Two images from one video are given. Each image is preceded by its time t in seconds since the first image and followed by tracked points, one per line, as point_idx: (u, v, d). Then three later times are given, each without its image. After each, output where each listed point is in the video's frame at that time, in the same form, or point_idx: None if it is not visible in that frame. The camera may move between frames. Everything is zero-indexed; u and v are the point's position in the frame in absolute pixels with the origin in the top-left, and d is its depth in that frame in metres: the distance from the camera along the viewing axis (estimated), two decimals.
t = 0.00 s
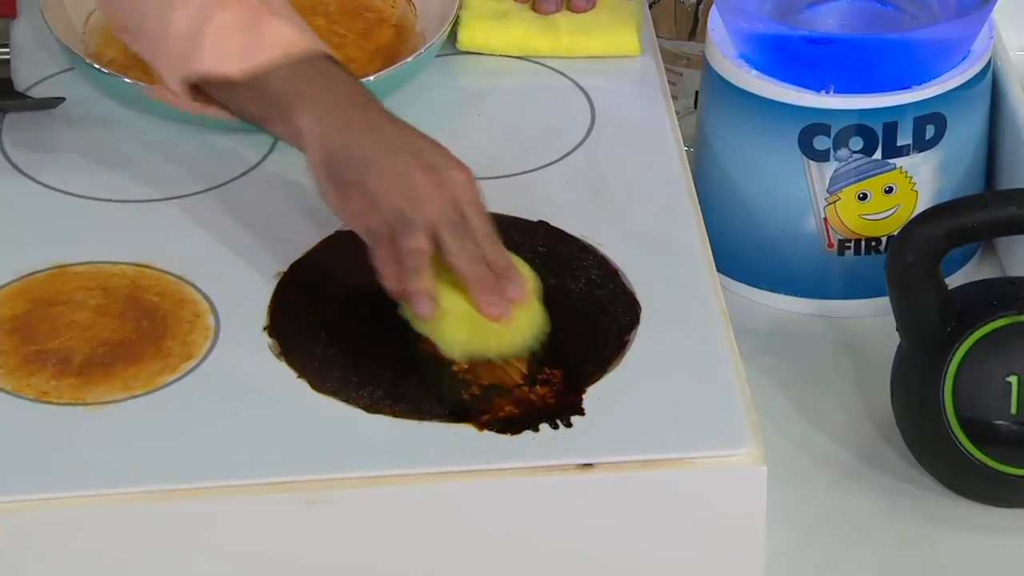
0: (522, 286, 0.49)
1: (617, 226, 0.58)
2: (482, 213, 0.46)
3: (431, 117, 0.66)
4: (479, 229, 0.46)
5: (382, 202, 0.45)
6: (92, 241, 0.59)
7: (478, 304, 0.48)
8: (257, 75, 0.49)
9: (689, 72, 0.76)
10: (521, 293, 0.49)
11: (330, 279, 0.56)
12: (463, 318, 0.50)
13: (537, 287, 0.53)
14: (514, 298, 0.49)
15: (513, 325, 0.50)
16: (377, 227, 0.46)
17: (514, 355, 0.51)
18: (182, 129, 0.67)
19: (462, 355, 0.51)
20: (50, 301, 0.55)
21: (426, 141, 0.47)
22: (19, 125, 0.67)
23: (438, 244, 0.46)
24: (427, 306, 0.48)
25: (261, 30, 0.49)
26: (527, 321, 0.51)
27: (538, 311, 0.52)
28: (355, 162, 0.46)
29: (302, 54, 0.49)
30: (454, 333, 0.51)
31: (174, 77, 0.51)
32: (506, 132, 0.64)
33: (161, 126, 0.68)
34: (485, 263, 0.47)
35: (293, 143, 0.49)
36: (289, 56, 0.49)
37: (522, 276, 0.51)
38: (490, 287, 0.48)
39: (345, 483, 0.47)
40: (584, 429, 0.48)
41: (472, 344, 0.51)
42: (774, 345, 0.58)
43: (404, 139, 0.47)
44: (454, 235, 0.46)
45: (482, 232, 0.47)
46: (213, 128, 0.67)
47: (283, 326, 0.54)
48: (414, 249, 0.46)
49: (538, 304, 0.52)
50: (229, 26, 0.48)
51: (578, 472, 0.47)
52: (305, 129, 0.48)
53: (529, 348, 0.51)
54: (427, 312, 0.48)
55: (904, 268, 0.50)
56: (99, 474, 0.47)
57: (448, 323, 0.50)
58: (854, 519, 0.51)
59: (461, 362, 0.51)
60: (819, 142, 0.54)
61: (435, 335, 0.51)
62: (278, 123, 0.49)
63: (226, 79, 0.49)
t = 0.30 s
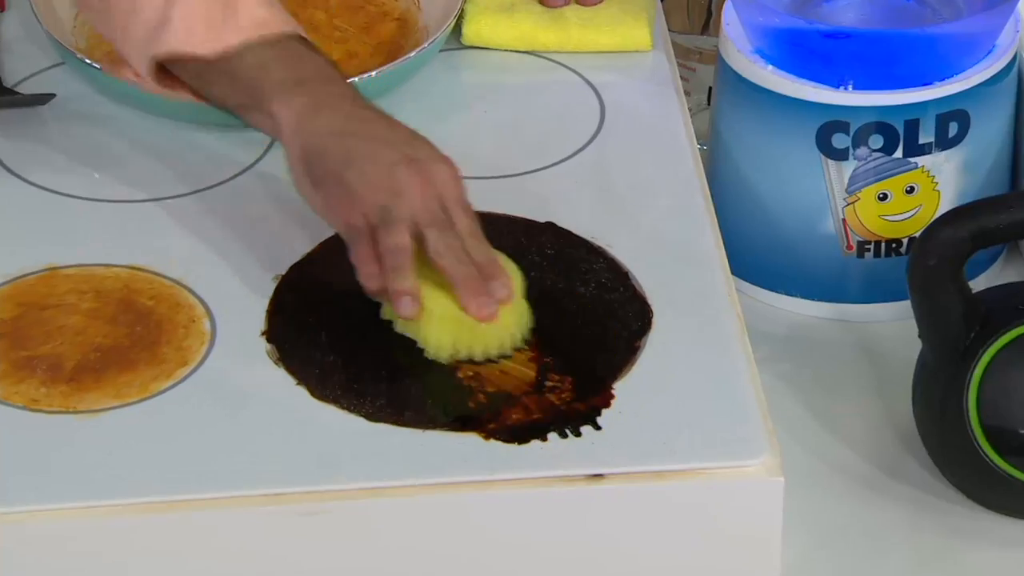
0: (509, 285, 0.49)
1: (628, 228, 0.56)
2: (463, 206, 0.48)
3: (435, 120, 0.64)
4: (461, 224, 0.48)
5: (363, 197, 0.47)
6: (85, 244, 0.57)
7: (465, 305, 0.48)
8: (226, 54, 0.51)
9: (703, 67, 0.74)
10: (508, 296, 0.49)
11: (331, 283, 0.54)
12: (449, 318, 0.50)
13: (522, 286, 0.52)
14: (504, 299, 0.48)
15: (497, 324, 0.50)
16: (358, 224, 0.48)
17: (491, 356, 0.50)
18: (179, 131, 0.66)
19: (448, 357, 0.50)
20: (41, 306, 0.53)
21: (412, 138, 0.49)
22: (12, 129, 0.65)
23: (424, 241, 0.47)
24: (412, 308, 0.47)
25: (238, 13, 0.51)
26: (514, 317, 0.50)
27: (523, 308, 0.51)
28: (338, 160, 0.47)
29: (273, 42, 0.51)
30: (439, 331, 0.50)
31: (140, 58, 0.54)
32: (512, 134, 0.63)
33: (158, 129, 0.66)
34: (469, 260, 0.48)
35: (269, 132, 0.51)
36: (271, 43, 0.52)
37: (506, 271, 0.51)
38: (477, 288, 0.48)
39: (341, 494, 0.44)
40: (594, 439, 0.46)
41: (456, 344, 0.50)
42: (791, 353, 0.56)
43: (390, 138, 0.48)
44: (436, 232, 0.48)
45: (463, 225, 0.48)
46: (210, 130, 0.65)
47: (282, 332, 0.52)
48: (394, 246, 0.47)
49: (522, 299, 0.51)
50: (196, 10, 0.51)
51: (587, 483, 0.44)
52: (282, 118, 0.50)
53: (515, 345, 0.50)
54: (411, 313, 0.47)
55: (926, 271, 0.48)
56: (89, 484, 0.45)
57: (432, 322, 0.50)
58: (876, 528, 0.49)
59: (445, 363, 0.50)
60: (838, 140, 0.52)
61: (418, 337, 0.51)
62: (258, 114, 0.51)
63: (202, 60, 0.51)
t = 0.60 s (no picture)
0: (518, 287, 0.47)
1: (639, 229, 0.54)
2: (465, 203, 0.47)
3: (438, 116, 0.63)
4: (464, 223, 0.46)
5: (363, 196, 0.46)
6: (79, 245, 0.55)
7: (471, 304, 0.46)
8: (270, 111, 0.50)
9: (714, 62, 0.73)
10: (515, 294, 0.47)
11: (332, 285, 0.53)
12: (454, 317, 0.48)
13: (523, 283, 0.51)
14: (511, 297, 0.46)
15: (504, 323, 0.48)
16: (357, 224, 0.47)
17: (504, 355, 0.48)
18: (177, 130, 0.64)
19: (451, 355, 0.49)
20: (31, 309, 0.52)
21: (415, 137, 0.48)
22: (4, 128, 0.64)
23: (427, 240, 0.46)
24: (413, 307, 0.45)
25: (221, 4, 0.53)
26: (519, 317, 0.49)
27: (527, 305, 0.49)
28: (335, 157, 0.47)
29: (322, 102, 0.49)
30: (443, 330, 0.48)
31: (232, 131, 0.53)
32: (518, 131, 0.61)
33: (154, 128, 0.64)
34: (474, 259, 0.46)
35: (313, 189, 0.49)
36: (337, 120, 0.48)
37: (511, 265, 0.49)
38: (483, 285, 0.46)
39: (340, 504, 0.43)
40: (603, 451, 0.44)
41: (463, 341, 0.48)
42: (806, 360, 0.55)
43: (388, 134, 0.48)
44: (439, 230, 0.46)
45: (468, 223, 0.47)
46: (208, 129, 0.64)
47: (281, 336, 0.50)
48: (398, 245, 0.45)
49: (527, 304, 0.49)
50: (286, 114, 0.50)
51: (596, 494, 0.43)
52: (279, 118, 0.50)
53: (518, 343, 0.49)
54: (414, 313, 0.45)
55: (948, 274, 0.46)
56: (79, 494, 0.43)
57: (435, 321, 0.48)
58: (894, 539, 0.47)
59: (448, 361, 0.49)
60: (856, 138, 0.51)
61: (423, 337, 0.49)
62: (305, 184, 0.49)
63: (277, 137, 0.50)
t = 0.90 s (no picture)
0: (539, 304, 0.44)
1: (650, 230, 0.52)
2: (493, 223, 0.42)
3: (443, 113, 0.61)
4: (493, 243, 0.42)
5: (380, 210, 0.41)
6: (72, 247, 0.54)
7: (490, 325, 0.43)
8: (224, 56, 0.44)
9: (729, 54, 0.71)
10: (538, 313, 0.44)
11: (333, 287, 0.51)
12: (472, 338, 0.44)
13: (553, 301, 0.48)
14: (532, 317, 0.44)
15: (525, 345, 0.45)
16: (373, 235, 0.42)
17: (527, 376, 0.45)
18: (175, 129, 0.62)
19: (467, 377, 0.45)
20: (21, 312, 0.50)
21: (436, 148, 0.43)
22: None
23: (448, 259, 0.42)
24: (433, 326, 0.43)
25: None
26: (542, 339, 0.45)
27: (552, 329, 0.46)
28: (355, 167, 0.41)
29: (274, 40, 0.44)
30: (461, 352, 0.45)
31: (138, 61, 0.46)
32: (525, 127, 0.59)
33: (152, 126, 0.63)
34: (498, 279, 0.42)
35: (278, 144, 0.44)
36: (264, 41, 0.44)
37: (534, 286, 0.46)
38: (505, 306, 0.43)
39: (339, 516, 0.41)
40: (616, 458, 0.42)
41: (483, 368, 0.45)
42: (824, 365, 0.53)
43: (412, 143, 0.42)
44: (464, 249, 0.42)
45: (495, 241, 0.42)
46: (208, 127, 0.62)
47: (280, 340, 0.48)
48: (416, 261, 0.41)
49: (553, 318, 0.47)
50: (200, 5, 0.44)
51: (608, 505, 0.41)
52: (295, 130, 0.43)
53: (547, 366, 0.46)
54: (434, 330, 0.43)
55: (972, 276, 0.44)
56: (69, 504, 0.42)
57: (454, 342, 0.44)
58: (918, 553, 0.45)
59: (467, 387, 0.45)
60: (875, 135, 0.49)
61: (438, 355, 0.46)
62: (259, 121, 0.44)
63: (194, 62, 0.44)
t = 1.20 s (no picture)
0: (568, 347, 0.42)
1: (662, 230, 0.51)
2: (521, 261, 0.41)
3: (450, 111, 0.60)
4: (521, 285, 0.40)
5: (406, 244, 0.40)
6: (72, 248, 0.53)
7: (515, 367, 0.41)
8: (263, 93, 0.42)
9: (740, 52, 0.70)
10: (568, 358, 0.42)
11: (339, 290, 0.50)
12: (495, 380, 0.42)
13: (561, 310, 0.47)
14: (561, 361, 0.42)
15: (550, 389, 0.42)
16: (399, 271, 0.41)
17: (558, 420, 0.43)
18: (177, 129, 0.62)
19: (491, 423, 0.43)
20: (21, 313, 0.49)
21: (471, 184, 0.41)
22: None
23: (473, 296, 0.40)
24: (455, 367, 0.41)
25: None
26: (571, 384, 0.43)
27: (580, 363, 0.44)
28: (379, 202, 0.40)
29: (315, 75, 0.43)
30: (484, 397, 0.42)
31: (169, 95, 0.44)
32: (533, 125, 0.59)
33: (155, 126, 0.62)
34: (524, 319, 0.41)
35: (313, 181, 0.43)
36: (305, 76, 0.43)
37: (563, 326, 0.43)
38: (532, 351, 0.41)
39: (343, 522, 0.40)
40: (628, 463, 0.41)
41: (503, 411, 0.43)
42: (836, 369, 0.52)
43: (443, 179, 0.41)
44: (488, 286, 0.40)
45: (522, 283, 0.41)
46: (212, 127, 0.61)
47: (284, 343, 0.47)
48: (439, 299, 0.40)
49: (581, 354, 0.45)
50: (234, 39, 0.42)
51: (618, 510, 0.40)
52: (327, 165, 0.41)
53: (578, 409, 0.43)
54: (454, 373, 0.41)
55: (988, 279, 0.43)
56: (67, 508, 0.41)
57: (476, 385, 0.42)
58: (935, 559, 0.44)
59: (489, 430, 0.43)
60: (890, 134, 0.48)
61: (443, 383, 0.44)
62: (294, 156, 0.43)
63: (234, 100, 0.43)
